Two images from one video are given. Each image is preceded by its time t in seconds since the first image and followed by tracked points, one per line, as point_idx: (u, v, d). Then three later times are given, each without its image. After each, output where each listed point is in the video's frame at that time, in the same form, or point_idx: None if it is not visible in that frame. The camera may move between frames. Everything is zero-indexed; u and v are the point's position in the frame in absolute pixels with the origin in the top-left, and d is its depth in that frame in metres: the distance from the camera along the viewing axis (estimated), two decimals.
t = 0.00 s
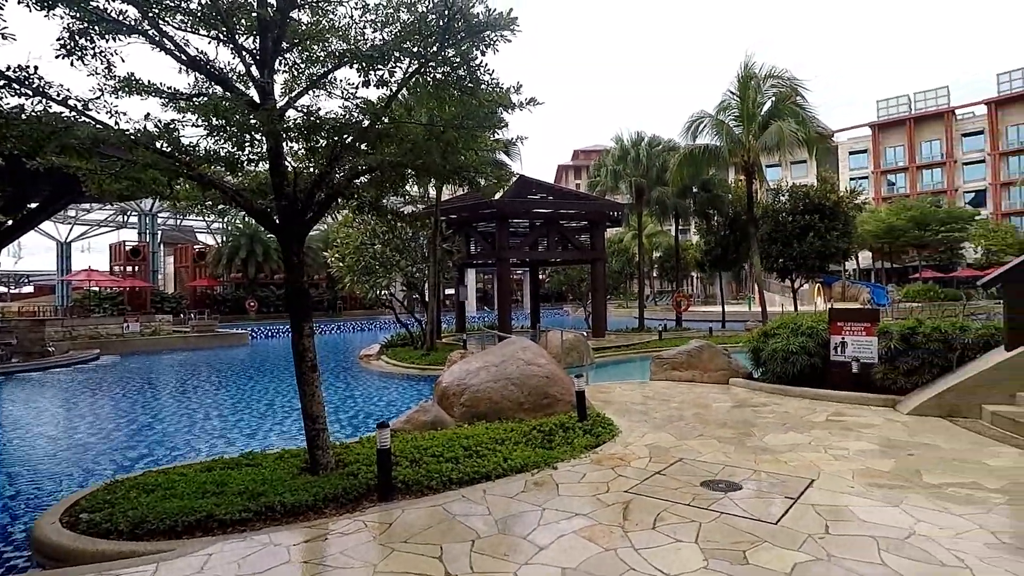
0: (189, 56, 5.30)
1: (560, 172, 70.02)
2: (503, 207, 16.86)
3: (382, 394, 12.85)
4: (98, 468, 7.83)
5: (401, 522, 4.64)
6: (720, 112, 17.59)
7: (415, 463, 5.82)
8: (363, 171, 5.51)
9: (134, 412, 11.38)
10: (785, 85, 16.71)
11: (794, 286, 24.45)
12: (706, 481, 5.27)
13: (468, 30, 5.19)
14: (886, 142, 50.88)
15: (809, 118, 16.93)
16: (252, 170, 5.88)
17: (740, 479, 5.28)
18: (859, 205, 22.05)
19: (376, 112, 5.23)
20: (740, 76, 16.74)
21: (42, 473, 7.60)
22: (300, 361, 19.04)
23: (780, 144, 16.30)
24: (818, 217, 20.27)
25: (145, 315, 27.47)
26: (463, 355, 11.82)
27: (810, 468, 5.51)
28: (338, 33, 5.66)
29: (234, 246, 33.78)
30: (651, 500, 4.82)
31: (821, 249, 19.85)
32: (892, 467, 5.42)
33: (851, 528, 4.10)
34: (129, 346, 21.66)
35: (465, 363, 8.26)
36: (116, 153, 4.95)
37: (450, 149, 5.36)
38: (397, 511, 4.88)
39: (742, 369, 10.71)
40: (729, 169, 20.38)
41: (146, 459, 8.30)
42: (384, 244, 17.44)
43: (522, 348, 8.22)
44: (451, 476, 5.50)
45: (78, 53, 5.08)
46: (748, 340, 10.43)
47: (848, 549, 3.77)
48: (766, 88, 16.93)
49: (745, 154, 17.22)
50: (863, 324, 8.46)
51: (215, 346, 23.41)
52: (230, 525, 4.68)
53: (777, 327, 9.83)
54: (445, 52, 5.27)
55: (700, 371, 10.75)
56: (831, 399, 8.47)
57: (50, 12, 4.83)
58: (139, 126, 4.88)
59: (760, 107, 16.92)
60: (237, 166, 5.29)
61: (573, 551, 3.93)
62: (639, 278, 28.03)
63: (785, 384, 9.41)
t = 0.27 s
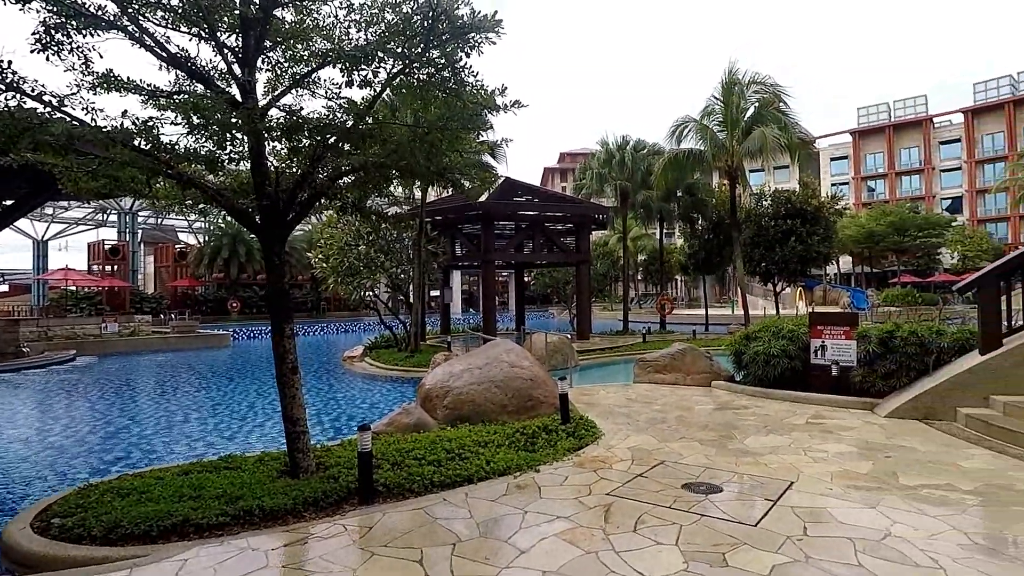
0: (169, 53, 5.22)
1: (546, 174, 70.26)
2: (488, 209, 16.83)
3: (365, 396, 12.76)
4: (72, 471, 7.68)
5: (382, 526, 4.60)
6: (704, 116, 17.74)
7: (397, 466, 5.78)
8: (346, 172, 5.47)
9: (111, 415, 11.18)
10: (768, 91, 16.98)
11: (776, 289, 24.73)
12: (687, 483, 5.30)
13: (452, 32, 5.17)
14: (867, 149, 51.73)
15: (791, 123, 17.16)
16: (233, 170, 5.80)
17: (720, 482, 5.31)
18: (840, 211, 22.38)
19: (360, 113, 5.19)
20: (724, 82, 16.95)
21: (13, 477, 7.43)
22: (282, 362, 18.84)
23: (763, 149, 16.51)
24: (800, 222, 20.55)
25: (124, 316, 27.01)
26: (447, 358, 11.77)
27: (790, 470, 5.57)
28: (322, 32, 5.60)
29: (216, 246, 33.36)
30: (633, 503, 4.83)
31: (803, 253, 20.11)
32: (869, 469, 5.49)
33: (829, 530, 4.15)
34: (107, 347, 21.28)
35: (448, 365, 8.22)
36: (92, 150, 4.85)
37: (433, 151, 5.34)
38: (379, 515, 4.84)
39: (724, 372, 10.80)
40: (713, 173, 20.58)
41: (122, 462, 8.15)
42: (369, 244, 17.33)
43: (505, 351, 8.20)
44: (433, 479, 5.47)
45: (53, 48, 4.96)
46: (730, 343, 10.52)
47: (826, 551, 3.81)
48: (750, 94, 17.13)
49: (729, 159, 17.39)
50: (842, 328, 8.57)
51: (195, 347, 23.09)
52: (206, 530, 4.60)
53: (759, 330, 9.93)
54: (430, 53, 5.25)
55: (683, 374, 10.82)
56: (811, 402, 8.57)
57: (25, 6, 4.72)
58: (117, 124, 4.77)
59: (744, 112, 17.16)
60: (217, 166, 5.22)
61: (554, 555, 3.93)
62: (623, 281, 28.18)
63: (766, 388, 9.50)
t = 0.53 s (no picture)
0: (148, 51, 5.13)
1: (532, 177, 70.41)
2: (473, 212, 16.78)
3: (348, 399, 12.65)
4: (46, 476, 7.51)
5: (363, 530, 4.56)
6: (688, 121, 17.87)
7: (379, 469, 5.73)
8: (329, 172, 5.43)
9: (88, 418, 10.96)
10: (751, 96, 17.11)
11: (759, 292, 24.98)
12: (669, 485, 5.33)
13: (435, 33, 5.15)
14: (847, 154, 52.54)
15: (774, 129, 17.34)
16: (213, 169, 5.72)
17: (702, 484, 5.34)
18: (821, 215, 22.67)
19: (342, 114, 5.15)
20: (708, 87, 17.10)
21: None
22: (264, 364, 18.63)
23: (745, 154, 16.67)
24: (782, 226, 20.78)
25: (102, 317, 26.53)
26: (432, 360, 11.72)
27: (770, 472, 5.62)
28: (305, 31, 5.55)
29: (198, 247, 32.92)
30: (615, 505, 4.84)
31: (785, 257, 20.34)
32: (848, 470, 5.56)
33: (808, 531, 4.19)
34: (84, 349, 20.89)
35: (432, 368, 8.18)
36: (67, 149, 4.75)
37: (416, 152, 5.32)
38: (360, 519, 4.79)
39: (707, 374, 10.87)
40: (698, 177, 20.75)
41: (97, 466, 7.99)
42: (353, 246, 17.21)
43: (489, 353, 8.18)
44: (415, 482, 5.43)
45: (28, 44, 4.84)
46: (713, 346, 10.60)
47: (805, 552, 3.84)
48: (734, 99, 17.26)
49: (712, 163, 17.55)
50: (822, 331, 8.69)
51: (176, 349, 22.75)
52: (183, 535, 4.52)
53: (741, 332, 10.01)
54: (414, 55, 5.25)
55: (666, 377, 10.87)
56: (791, 405, 8.66)
57: None
58: (93, 122, 4.66)
59: (727, 117, 17.29)
60: (195, 165, 5.14)
61: (535, 558, 3.92)
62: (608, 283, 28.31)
63: (748, 390, 9.58)
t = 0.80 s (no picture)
0: (128, 49, 5.05)
1: (519, 180, 70.57)
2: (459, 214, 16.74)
3: (333, 402, 12.55)
4: (21, 481, 7.38)
5: (345, 534, 4.52)
6: (673, 125, 18.01)
7: (362, 473, 5.69)
8: (312, 174, 5.38)
9: (65, 422, 10.75)
10: (734, 100, 17.31)
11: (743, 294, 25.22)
12: (653, 487, 5.34)
13: (419, 35, 5.13)
14: (830, 159, 53.28)
15: (757, 133, 17.52)
16: (195, 169, 5.65)
17: (685, 486, 5.36)
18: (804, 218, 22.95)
19: (325, 115, 5.11)
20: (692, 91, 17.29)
21: None
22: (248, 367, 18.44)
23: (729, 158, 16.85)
24: (765, 229, 21.01)
25: (81, 320, 26.10)
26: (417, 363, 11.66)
27: (753, 473, 5.66)
28: (288, 32, 5.49)
29: (180, 249, 32.50)
30: (599, 507, 4.85)
31: (768, 259, 20.56)
32: (829, 471, 5.62)
33: (788, 532, 4.22)
34: (62, 352, 20.53)
35: (417, 371, 8.14)
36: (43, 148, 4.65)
37: (400, 153, 5.29)
38: (343, 523, 4.75)
39: (691, 376, 10.94)
40: (682, 181, 20.92)
41: (75, 471, 7.85)
42: (338, 248, 17.09)
43: (474, 356, 8.15)
44: (398, 486, 5.40)
45: (3, 41, 4.74)
46: (697, 348, 10.67)
47: (785, 553, 3.87)
48: (718, 104, 17.45)
49: (696, 166, 17.69)
50: (804, 333, 8.80)
51: (157, 352, 22.45)
52: (161, 541, 4.44)
53: (724, 334, 10.09)
54: (398, 57, 5.24)
55: (651, 378, 10.93)
56: (774, 406, 8.75)
57: None
58: (69, 121, 4.57)
59: (711, 121, 17.44)
60: (175, 166, 5.06)
61: (519, 561, 3.91)
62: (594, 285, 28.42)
63: (731, 392, 9.66)
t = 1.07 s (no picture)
0: (107, 47, 4.97)
1: (506, 182, 70.58)
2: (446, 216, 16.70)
3: (318, 404, 12.46)
4: None
5: (329, 538, 4.48)
6: (659, 127, 18.13)
7: (346, 476, 5.64)
8: (296, 175, 5.34)
9: (44, 426, 10.56)
10: (720, 104, 17.43)
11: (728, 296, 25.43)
12: (637, 488, 5.36)
13: (404, 35, 5.11)
14: (813, 162, 53.93)
15: (742, 136, 17.65)
16: (177, 170, 5.58)
17: (670, 487, 5.39)
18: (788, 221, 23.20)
19: (309, 115, 5.07)
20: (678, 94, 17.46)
21: None
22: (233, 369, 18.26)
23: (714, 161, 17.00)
24: (750, 232, 21.20)
25: (62, 322, 25.69)
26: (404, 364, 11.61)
27: (736, 474, 5.71)
28: (272, 31, 5.44)
29: (163, 250, 32.10)
30: (584, 509, 4.86)
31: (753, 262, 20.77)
32: (811, 471, 5.68)
33: (771, 532, 4.25)
34: (41, 355, 20.18)
35: (402, 372, 8.10)
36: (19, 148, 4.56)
37: (386, 154, 5.26)
38: (326, 527, 4.71)
39: (677, 377, 11.01)
40: (669, 183, 21.05)
41: (54, 477, 7.73)
42: (323, 249, 16.98)
43: (460, 357, 8.13)
44: (383, 488, 5.36)
45: None
46: (682, 349, 10.74)
47: (767, 552, 3.91)
48: (704, 107, 17.54)
49: (682, 169, 17.81)
50: (788, 335, 8.87)
51: (139, 354, 22.15)
52: (141, 547, 4.37)
53: (709, 336, 10.16)
54: (383, 57, 5.22)
55: (637, 380, 10.98)
56: (758, 407, 8.83)
57: None
58: (46, 120, 4.49)
59: (697, 125, 17.53)
60: (155, 166, 5.00)
61: (503, 563, 3.90)
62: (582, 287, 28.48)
63: (716, 393, 9.73)
